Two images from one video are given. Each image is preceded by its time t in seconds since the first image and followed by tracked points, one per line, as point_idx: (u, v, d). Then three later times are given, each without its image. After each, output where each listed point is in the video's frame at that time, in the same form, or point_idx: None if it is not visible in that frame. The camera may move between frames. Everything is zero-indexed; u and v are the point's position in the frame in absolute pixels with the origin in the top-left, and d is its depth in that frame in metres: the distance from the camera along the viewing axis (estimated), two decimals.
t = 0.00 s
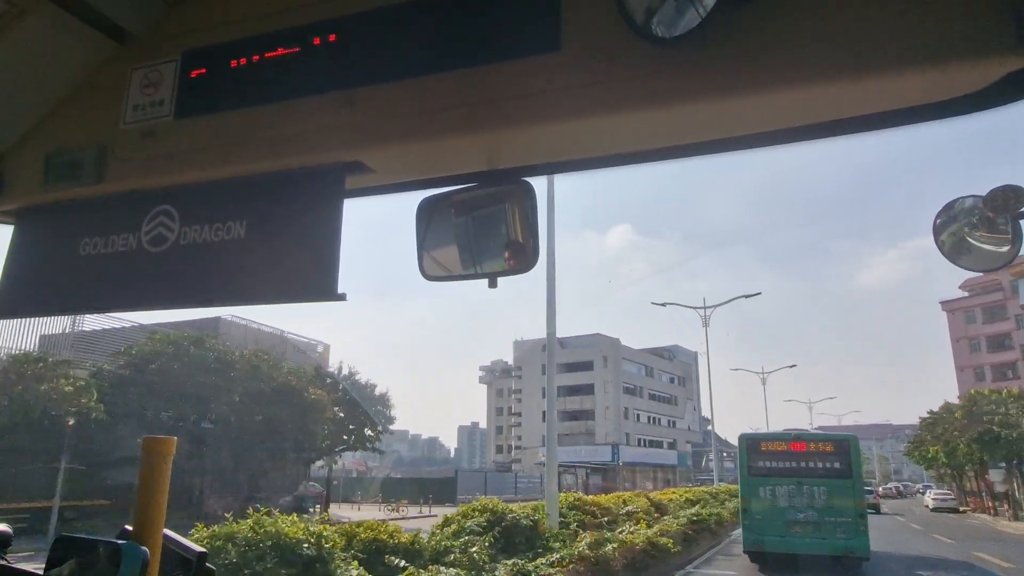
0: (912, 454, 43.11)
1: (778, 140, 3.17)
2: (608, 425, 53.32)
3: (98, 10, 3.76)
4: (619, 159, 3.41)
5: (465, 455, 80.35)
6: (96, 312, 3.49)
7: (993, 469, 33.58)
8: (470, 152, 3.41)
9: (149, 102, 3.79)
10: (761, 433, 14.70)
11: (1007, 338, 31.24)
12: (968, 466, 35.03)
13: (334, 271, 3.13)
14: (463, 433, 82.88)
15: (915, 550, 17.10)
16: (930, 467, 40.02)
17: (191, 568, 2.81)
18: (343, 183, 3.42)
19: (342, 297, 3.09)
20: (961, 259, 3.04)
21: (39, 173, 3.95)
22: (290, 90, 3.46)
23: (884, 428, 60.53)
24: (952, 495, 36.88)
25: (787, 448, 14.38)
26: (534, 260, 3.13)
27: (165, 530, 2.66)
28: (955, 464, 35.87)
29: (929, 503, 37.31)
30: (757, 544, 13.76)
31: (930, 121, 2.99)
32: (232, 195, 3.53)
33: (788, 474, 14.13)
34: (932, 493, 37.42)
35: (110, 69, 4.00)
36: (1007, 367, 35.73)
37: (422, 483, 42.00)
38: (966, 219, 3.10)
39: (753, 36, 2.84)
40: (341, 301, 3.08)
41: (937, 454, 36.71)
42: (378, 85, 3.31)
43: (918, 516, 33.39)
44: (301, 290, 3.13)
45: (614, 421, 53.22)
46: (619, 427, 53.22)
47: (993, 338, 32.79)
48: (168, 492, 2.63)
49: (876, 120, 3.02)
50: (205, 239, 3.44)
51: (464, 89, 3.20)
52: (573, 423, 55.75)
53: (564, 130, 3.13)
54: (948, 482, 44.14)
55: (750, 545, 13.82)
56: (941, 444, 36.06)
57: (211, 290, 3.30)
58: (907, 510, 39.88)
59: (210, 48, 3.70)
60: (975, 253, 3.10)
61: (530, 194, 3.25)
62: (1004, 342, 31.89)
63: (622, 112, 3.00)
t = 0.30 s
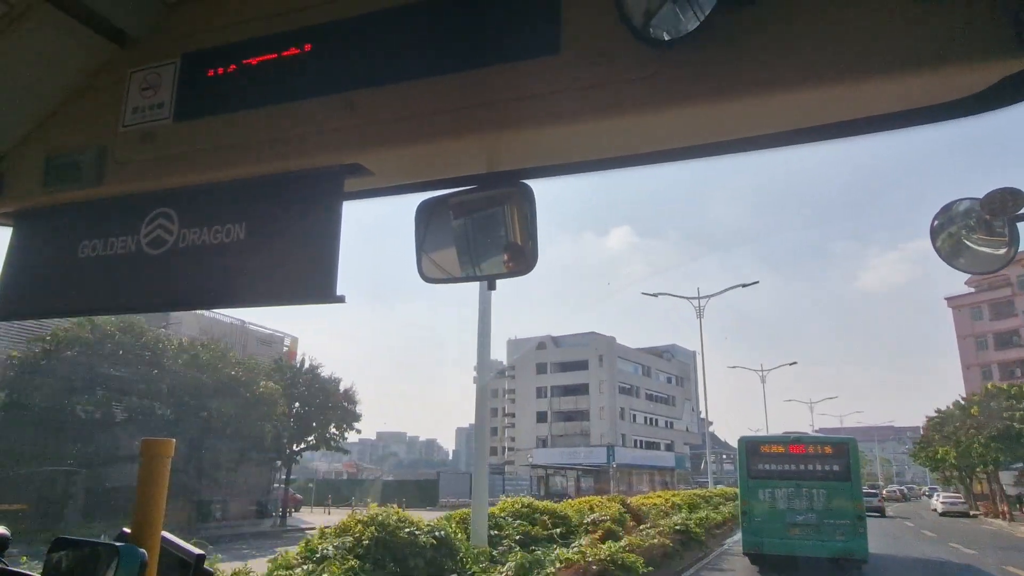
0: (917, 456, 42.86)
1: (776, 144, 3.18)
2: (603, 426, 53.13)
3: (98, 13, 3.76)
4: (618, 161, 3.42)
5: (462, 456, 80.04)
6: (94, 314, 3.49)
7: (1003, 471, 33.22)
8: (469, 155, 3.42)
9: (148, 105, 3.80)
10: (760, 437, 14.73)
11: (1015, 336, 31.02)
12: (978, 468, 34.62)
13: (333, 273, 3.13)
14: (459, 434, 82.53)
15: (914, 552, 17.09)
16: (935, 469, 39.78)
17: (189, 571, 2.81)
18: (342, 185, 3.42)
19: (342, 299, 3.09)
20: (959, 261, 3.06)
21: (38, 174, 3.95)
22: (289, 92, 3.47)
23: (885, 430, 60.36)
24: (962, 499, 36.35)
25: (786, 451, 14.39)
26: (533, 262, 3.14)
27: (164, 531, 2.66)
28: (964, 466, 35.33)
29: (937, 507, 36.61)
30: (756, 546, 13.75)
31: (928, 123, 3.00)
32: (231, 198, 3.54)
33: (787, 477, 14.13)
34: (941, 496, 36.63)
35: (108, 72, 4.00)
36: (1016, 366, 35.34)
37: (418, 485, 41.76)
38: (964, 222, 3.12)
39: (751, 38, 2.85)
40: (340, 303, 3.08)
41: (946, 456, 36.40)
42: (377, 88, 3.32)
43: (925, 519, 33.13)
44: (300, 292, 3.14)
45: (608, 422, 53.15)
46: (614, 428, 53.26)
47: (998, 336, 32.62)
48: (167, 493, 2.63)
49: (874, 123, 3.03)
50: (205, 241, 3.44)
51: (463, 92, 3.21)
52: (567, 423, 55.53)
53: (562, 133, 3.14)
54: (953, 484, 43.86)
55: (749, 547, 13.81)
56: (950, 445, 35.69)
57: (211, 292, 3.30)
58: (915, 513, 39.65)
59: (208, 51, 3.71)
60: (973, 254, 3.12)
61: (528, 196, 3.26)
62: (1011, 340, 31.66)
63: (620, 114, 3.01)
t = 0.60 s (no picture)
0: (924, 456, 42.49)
1: (775, 145, 3.18)
2: (597, 426, 52.68)
3: (96, 16, 3.76)
4: (616, 163, 3.42)
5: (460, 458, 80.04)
6: (93, 317, 3.49)
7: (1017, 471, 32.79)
8: (465, 157, 3.42)
9: (146, 108, 3.80)
10: (760, 439, 14.74)
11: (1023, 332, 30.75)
12: (988, 468, 34.00)
13: (332, 276, 3.13)
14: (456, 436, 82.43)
15: (912, 553, 17.08)
16: (943, 469, 39.29)
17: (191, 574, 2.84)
18: (341, 188, 3.42)
19: (339, 302, 3.09)
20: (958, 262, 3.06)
21: (37, 177, 3.95)
22: (285, 96, 3.48)
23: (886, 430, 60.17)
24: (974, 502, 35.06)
25: (786, 453, 14.38)
26: (532, 264, 3.14)
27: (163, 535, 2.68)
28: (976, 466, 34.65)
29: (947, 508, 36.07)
30: (756, 548, 13.74)
31: (927, 124, 2.99)
32: (229, 200, 3.53)
33: (787, 479, 14.12)
34: (950, 499, 35.59)
35: (108, 75, 3.99)
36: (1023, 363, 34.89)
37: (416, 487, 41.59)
38: (963, 222, 3.11)
39: (747, 40, 2.85)
40: (338, 305, 3.08)
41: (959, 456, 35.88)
42: (375, 91, 3.33)
43: (931, 520, 32.87)
44: (298, 293, 3.13)
45: (603, 422, 52.66)
46: (608, 427, 52.60)
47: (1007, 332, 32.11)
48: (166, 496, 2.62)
49: (872, 125, 3.03)
50: (202, 244, 3.44)
51: (462, 94, 3.20)
52: (561, 423, 55.45)
53: (562, 134, 3.14)
54: (962, 484, 43.50)
55: (749, 549, 13.81)
56: (965, 443, 35.17)
57: (210, 295, 3.30)
58: (922, 517, 39.07)
59: (207, 53, 3.71)
60: (972, 256, 3.12)
61: (527, 197, 3.25)
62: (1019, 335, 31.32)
63: (618, 116, 3.01)
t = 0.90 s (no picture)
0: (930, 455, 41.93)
1: (775, 146, 3.18)
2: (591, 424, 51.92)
3: (97, 17, 3.74)
4: (617, 163, 3.41)
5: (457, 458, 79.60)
6: (92, 319, 3.48)
7: None
8: (465, 158, 3.42)
9: (147, 110, 3.79)
10: (761, 440, 14.74)
11: None
12: (999, 467, 33.30)
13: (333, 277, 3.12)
14: (455, 436, 81.92)
15: (913, 553, 16.95)
16: (951, 468, 38.56)
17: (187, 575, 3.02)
18: (342, 189, 3.42)
19: (340, 302, 3.08)
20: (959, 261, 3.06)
21: (38, 179, 3.93)
22: (285, 97, 3.47)
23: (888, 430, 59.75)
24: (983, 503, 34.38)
25: (787, 453, 14.40)
26: (532, 264, 3.14)
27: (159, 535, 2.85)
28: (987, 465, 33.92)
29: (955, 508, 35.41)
30: (757, 548, 13.71)
31: (929, 124, 2.99)
32: (229, 201, 3.53)
33: (788, 480, 14.11)
34: (962, 499, 32.65)
35: (110, 77, 3.99)
36: None
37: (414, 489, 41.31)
38: (964, 222, 3.12)
39: (749, 39, 2.85)
40: (338, 306, 3.08)
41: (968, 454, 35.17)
42: (375, 91, 3.32)
43: (938, 521, 32.30)
44: (298, 295, 3.13)
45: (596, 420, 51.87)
46: (603, 425, 51.47)
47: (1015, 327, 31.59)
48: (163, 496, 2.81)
49: (873, 125, 3.03)
50: (202, 245, 3.43)
51: (463, 94, 3.20)
52: (554, 422, 54.26)
53: (563, 134, 3.13)
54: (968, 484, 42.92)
55: (751, 550, 13.78)
56: (976, 441, 34.34)
57: (209, 297, 3.29)
58: (927, 517, 38.50)
59: (208, 54, 3.70)
60: (974, 255, 3.12)
61: (527, 198, 3.25)
62: None
63: (619, 116, 3.01)
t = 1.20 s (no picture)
0: (939, 453, 41.49)
1: (775, 145, 3.18)
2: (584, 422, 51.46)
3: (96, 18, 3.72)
4: (619, 163, 3.41)
5: (455, 458, 79.31)
6: (93, 319, 3.48)
7: None
8: (466, 157, 3.42)
9: (147, 111, 3.78)
10: (762, 440, 14.74)
11: None
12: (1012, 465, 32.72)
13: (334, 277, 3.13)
14: (453, 435, 81.60)
15: (914, 552, 16.89)
16: (961, 464, 38.01)
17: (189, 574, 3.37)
18: (342, 190, 3.41)
19: (340, 303, 3.08)
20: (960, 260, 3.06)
21: (38, 183, 3.92)
22: (285, 98, 3.47)
23: (889, 428, 59.58)
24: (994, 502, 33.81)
25: (787, 453, 14.43)
26: (533, 264, 3.14)
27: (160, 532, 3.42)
28: (1000, 462, 33.34)
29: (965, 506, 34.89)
30: (758, 548, 13.72)
31: (930, 122, 2.98)
32: (230, 201, 3.52)
33: (789, 480, 14.13)
34: (974, 498, 31.41)
35: (109, 78, 3.98)
36: None
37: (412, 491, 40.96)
38: (965, 221, 3.13)
39: (750, 39, 2.84)
40: (339, 306, 3.08)
41: (981, 451, 34.65)
42: (376, 91, 3.32)
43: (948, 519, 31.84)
44: (300, 294, 3.13)
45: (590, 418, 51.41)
46: (597, 423, 51.03)
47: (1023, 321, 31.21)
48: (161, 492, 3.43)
49: (875, 124, 3.03)
50: (203, 245, 3.43)
51: (462, 93, 3.20)
52: (547, 420, 53.93)
53: (564, 133, 3.13)
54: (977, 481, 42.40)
55: (752, 549, 13.78)
56: (988, 437, 33.91)
57: (210, 297, 3.29)
58: (935, 517, 38.16)
59: (209, 56, 3.71)
60: (975, 253, 3.12)
61: (527, 197, 3.25)
62: None
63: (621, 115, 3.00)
